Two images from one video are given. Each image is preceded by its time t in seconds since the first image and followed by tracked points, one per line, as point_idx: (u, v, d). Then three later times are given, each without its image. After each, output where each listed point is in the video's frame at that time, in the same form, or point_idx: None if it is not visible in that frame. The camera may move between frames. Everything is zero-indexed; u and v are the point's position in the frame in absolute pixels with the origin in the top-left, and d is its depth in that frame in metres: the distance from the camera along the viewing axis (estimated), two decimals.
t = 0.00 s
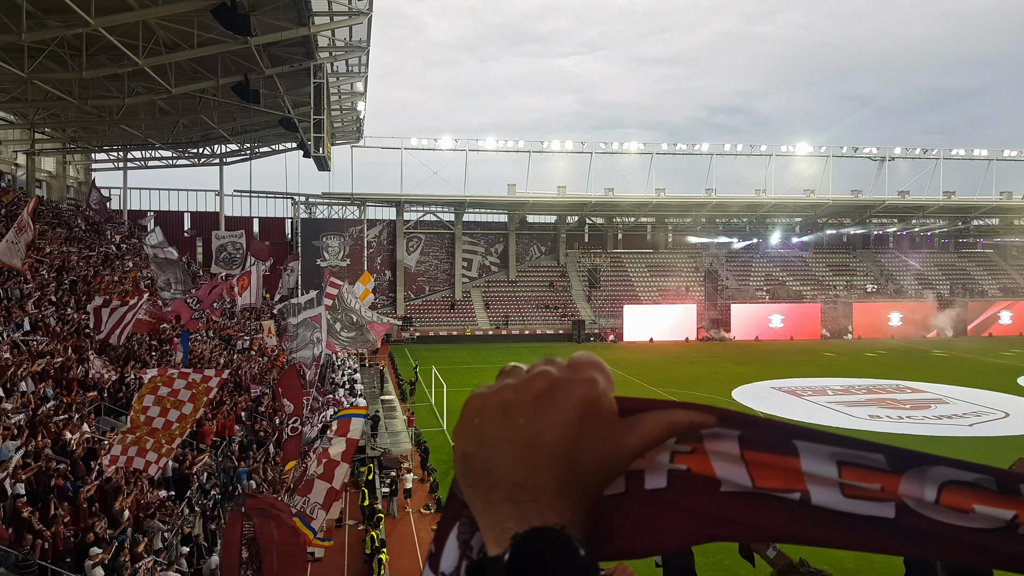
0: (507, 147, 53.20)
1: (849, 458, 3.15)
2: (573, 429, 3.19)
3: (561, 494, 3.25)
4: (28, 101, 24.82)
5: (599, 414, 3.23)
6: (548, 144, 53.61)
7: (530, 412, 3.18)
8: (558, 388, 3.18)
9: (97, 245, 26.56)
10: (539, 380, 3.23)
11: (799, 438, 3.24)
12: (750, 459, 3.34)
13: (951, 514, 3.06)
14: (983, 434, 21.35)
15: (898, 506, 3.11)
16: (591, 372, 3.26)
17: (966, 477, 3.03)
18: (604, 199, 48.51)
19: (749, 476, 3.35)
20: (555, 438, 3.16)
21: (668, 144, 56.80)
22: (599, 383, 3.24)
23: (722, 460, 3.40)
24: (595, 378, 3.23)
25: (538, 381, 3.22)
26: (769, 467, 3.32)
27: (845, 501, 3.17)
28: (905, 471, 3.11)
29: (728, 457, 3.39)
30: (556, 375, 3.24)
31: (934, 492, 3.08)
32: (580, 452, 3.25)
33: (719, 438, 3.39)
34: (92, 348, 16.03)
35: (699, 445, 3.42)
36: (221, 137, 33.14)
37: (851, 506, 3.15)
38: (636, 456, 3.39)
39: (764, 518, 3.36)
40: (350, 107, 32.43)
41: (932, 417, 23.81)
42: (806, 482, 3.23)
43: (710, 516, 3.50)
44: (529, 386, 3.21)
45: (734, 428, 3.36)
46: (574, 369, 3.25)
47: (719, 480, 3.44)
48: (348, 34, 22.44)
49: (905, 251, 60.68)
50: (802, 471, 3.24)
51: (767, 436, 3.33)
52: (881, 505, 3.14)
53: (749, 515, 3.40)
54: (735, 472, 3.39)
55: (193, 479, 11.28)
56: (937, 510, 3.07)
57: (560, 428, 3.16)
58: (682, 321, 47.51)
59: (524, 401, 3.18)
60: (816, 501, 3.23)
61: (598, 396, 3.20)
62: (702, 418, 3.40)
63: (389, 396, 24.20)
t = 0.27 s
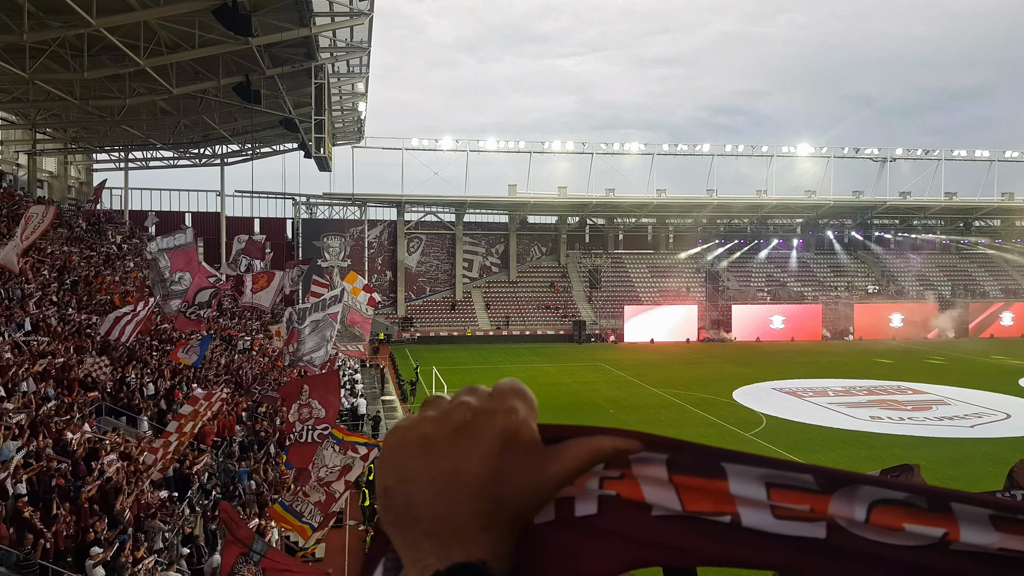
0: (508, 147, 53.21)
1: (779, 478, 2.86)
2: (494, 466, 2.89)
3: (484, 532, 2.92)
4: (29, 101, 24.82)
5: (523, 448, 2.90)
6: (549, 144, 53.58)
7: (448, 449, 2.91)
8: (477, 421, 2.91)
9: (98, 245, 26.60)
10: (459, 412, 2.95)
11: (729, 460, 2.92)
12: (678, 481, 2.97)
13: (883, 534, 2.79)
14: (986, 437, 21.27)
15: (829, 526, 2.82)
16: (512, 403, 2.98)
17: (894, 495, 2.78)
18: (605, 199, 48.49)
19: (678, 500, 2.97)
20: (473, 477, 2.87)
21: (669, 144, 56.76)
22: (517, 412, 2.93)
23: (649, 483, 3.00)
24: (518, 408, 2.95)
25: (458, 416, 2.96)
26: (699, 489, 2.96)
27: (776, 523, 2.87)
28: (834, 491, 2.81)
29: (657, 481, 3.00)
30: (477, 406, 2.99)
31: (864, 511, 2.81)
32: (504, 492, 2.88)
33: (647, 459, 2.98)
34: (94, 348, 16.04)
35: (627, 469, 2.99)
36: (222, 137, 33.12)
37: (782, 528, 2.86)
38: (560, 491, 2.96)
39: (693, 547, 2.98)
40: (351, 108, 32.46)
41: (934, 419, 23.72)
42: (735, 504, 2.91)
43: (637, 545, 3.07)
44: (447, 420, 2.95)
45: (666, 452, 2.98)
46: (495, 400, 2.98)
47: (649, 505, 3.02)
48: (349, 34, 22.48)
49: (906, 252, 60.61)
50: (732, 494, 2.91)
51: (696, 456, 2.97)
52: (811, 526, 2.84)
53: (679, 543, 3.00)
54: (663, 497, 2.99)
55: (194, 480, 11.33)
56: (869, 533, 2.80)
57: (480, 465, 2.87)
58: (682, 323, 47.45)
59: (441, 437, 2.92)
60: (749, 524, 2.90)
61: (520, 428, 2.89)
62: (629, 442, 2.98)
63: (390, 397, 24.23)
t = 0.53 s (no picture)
0: (509, 147, 53.18)
1: (678, 468, 2.70)
2: (389, 486, 2.33)
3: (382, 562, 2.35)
4: (29, 101, 24.81)
5: (417, 460, 2.40)
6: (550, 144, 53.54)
7: (328, 472, 2.29)
8: (362, 434, 2.35)
9: (98, 245, 26.60)
10: (338, 428, 2.36)
11: (626, 452, 2.72)
12: (575, 478, 2.71)
13: (784, 521, 2.68)
14: (986, 437, 21.23)
15: (731, 518, 2.68)
16: (401, 411, 2.44)
17: (794, 480, 2.69)
18: (606, 200, 48.47)
19: (578, 499, 2.72)
20: (365, 501, 2.29)
21: (671, 145, 56.71)
22: (406, 419, 2.39)
23: (547, 482, 2.69)
24: (410, 416, 2.42)
25: (338, 430, 2.35)
26: (597, 486, 2.72)
27: (678, 518, 2.69)
28: (731, 479, 2.69)
29: (556, 480, 2.70)
30: (360, 417, 2.39)
31: (762, 499, 2.68)
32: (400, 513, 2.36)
33: (545, 458, 2.67)
34: (96, 348, 16.09)
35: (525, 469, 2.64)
36: (223, 137, 33.10)
37: (683, 523, 2.68)
38: (458, 500, 2.52)
39: (591, 549, 2.73)
40: (352, 108, 32.46)
41: (935, 420, 23.68)
42: (635, 498, 2.70)
43: (542, 550, 2.75)
44: (324, 437, 2.33)
45: (560, 447, 2.69)
46: (380, 407, 2.43)
47: (551, 506, 2.72)
48: (350, 34, 22.51)
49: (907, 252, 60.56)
50: (629, 489, 2.70)
51: (592, 452, 2.73)
52: (713, 518, 2.69)
53: (582, 544, 2.73)
54: (563, 498, 2.71)
55: (194, 479, 11.32)
56: (771, 520, 2.67)
57: (370, 487, 2.30)
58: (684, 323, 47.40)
59: (322, 459, 2.30)
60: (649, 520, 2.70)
61: (413, 438, 2.38)
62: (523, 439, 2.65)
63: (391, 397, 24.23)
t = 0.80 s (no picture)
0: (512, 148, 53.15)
1: (560, 519, 2.18)
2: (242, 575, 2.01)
3: None
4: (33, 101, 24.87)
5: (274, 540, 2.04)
6: (552, 145, 53.51)
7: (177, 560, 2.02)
8: (209, 515, 2.04)
9: (102, 245, 26.65)
10: (188, 509, 2.07)
11: (503, 507, 2.17)
12: (455, 535, 2.24)
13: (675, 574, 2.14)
14: (989, 438, 21.07)
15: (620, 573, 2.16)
16: (260, 484, 2.09)
17: (681, 526, 2.10)
18: (608, 200, 48.43)
19: (460, 559, 2.27)
20: None
21: (673, 145, 56.66)
22: (260, 496, 2.05)
23: (429, 541, 2.25)
24: (263, 488, 2.06)
25: (187, 511, 2.07)
26: (477, 543, 2.24)
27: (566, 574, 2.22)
28: (614, 528, 2.14)
29: (435, 539, 2.26)
30: (211, 493, 2.09)
31: (648, 549, 2.14)
32: None
33: (420, 517, 2.22)
34: (98, 349, 16.16)
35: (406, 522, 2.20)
36: (225, 137, 33.11)
37: None
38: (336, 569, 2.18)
39: None
40: (354, 107, 32.46)
41: (938, 421, 23.52)
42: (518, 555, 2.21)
43: None
44: (174, 521, 2.06)
45: (437, 504, 2.21)
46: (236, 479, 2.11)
47: (435, 569, 2.29)
48: (353, 34, 22.54)
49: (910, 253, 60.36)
50: (513, 547, 2.21)
51: (468, 508, 2.21)
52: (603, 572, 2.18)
53: None
54: (446, 557, 2.26)
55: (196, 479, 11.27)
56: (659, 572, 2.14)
57: None
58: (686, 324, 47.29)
59: (169, 546, 2.03)
60: None
61: (262, 515, 2.03)
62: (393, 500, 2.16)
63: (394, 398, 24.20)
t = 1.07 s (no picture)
0: (514, 148, 53.11)
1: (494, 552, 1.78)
2: None
3: None
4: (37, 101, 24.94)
5: None
6: (555, 145, 53.46)
7: None
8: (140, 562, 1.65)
9: (105, 245, 26.72)
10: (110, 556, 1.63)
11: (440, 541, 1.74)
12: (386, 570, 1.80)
13: None
14: (993, 438, 21.02)
15: None
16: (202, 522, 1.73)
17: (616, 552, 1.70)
18: (611, 200, 48.38)
19: None
20: None
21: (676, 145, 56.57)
22: (195, 539, 1.71)
23: None
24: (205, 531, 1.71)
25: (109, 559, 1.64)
26: None
27: None
28: (545, 556, 1.74)
29: None
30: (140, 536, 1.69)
31: None
32: None
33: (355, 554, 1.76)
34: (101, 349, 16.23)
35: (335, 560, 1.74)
36: (228, 137, 33.14)
37: None
38: None
39: None
40: (358, 108, 32.49)
41: (941, 421, 23.48)
42: None
43: None
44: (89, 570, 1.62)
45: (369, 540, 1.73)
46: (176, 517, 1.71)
47: None
48: (355, 35, 22.57)
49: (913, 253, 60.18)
50: None
51: (410, 545, 1.77)
52: None
53: None
54: None
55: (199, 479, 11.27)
56: None
57: None
58: (689, 325, 47.17)
59: None
60: None
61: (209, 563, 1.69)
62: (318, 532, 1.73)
63: (396, 397, 24.23)
